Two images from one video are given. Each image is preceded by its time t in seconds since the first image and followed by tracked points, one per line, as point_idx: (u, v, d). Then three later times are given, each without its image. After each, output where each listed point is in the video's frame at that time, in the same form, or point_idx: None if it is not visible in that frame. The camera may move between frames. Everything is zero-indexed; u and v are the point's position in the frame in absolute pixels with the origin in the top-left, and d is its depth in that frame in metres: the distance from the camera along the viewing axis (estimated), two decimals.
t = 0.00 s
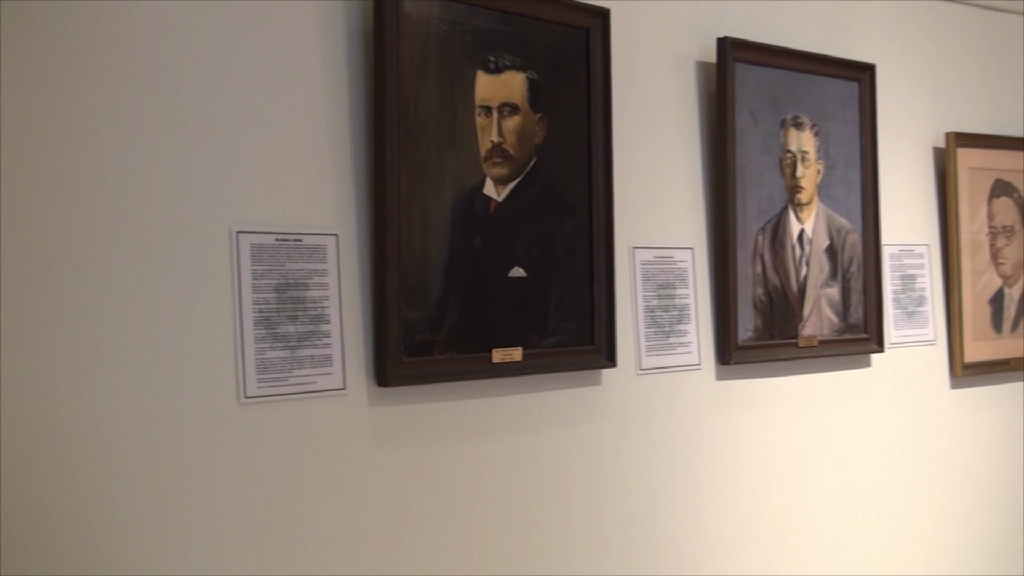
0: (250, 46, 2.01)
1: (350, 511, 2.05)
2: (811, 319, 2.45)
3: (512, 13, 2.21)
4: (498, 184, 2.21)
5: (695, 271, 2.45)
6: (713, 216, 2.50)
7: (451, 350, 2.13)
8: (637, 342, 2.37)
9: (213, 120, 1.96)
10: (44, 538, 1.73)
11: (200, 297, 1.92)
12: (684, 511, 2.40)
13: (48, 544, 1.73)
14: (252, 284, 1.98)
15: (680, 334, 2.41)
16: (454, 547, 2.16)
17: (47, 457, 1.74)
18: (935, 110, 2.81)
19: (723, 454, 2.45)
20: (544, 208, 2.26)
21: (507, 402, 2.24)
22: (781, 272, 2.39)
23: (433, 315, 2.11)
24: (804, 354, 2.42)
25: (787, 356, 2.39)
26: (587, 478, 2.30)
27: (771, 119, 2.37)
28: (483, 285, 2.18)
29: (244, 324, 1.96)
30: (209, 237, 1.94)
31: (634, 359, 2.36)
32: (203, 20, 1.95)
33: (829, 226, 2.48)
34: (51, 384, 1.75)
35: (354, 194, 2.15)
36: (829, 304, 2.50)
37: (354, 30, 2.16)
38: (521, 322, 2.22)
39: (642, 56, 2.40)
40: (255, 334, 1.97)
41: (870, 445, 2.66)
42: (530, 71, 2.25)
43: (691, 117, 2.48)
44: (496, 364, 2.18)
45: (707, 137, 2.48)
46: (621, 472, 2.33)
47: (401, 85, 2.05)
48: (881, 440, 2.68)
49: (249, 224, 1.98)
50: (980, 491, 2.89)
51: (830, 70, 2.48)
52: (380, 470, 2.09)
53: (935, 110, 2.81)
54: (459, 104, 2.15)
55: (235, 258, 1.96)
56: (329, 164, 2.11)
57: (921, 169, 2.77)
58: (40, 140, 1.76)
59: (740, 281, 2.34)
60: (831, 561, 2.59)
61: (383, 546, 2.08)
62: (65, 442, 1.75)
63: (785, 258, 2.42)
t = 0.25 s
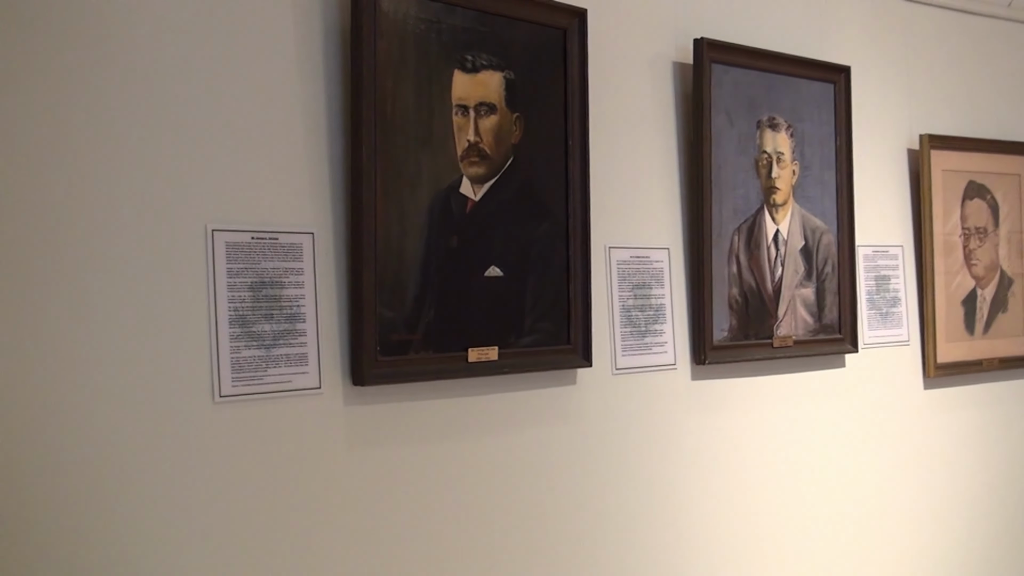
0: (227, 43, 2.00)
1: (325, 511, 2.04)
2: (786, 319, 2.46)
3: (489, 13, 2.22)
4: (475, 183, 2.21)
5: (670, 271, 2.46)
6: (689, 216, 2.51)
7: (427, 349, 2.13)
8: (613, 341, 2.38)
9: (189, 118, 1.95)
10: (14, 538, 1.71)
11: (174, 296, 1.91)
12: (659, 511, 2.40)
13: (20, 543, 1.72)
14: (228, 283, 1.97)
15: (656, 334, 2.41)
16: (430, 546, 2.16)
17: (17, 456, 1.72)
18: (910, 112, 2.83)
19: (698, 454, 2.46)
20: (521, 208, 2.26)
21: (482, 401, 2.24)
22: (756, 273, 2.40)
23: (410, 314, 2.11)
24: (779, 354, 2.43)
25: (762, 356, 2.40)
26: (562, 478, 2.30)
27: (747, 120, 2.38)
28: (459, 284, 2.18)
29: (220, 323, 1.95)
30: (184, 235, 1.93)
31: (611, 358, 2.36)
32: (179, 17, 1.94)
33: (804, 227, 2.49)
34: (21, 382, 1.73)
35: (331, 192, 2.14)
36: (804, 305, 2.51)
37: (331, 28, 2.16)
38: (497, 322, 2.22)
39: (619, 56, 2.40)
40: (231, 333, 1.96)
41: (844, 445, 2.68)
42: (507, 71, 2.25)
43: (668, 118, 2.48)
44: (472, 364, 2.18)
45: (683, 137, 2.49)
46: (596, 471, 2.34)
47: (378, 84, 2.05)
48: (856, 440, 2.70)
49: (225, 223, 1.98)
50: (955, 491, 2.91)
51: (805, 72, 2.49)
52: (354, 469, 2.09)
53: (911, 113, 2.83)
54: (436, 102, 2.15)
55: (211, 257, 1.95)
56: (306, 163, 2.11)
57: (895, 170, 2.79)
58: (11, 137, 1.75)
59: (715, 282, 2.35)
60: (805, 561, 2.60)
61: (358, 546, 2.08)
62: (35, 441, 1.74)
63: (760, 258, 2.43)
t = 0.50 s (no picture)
0: (203, 40, 1.99)
1: (300, 510, 2.04)
2: (763, 319, 2.47)
3: (468, 12, 2.21)
4: (453, 182, 2.20)
5: (648, 271, 2.46)
6: (668, 216, 2.52)
7: (404, 348, 2.12)
8: (590, 341, 2.38)
9: (165, 114, 1.94)
10: None
11: (149, 294, 1.90)
12: (636, 510, 2.40)
13: None
14: (204, 280, 1.96)
15: (634, 333, 2.42)
16: (406, 545, 2.15)
17: None
18: (887, 114, 2.85)
19: (675, 453, 2.46)
20: (500, 207, 2.26)
21: (459, 400, 2.24)
22: (734, 273, 2.41)
23: (387, 313, 2.11)
24: (756, 354, 2.44)
25: (739, 356, 2.41)
26: (539, 477, 2.30)
27: (725, 121, 2.39)
28: (437, 283, 2.17)
29: (196, 321, 1.94)
30: (160, 232, 1.92)
31: (589, 358, 2.37)
32: (156, 12, 1.93)
33: (782, 228, 2.51)
34: None
35: (309, 190, 2.13)
36: (781, 305, 2.52)
37: (310, 24, 2.15)
38: (474, 320, 2.22)
39: (599, 56, 2.41)
40: (207, 330, 1.95)
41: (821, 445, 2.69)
42: (486, 70, 2.25)
43: (646, 118, 2.49)
44: (450, 363, 2.18)
45: (661, 138, 2.50)
46: (573, 470, 2.34)
47: (357, 82, 2.04)
48: (833, 440, 2.71)
49: (202, 220, 1.97)
50: (931, 491, 2.93)
51: (784, 73, 2.50)
52: (330, 468, 2.08)
53: (888, 115, 2.85)
54: (414, 101, 2.15)
55: (188, 254, 1.94)
56: (284, 160, 2.10)
57: (872, 172, 2.80)
58: None
59: (693, 281, 2.36)
60: (782, 560, 2.61)
61: (334, 545, 2.07)
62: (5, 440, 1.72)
63: (738, 258, 2.44)
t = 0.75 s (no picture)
0: (181, 38, 1.98)
1: (277, 511, 2.03)
2: (742, 320, 2.48)
3: (449, 12, 2.21)
4: (433, 182, 2.20)
5: (627, 272, 2.47)
6: (647, 217, 2.52)
7: (382, 348, 2.12)
8: (569, 341, 2.38)
9: (143, 112, 1.93)
10: None
11: (125, 293, 1.89)
12: (613, 510, 2.41)
13: None
14: (182, 280, 1.95)
15: (613, 334, 2.43)
16: (384, 546, 2.15)
17: None
18: (866, 116, 2.87)
19: (652, 453, 2.47)
20: (479, 207, 2.27)
21: (437, 400, 2.24)
22: (713, 274, 2.42)
23: (366, 313, 2.10)
24: (735, 354, 2.45)
25: (717, 356, 2.42)
26: (517, 477, 2.30)
27: (704, 122, 2.40)
28: (415, 283, 2.17)
29: (174, 320, 1.93)
30: (136, 231, 1.91)
31: (568, 358, 2.37)
32: (134, 10, 1.93)
33: (761, 229, 2.52)
34: None
35: (288, 189, 2.12)
36: (760, 306, 2.53)
37: (290, 23, 2.14)
38: (453, 320, 2.22)
39: (579, 57, 2.41)
40: (185, 330, 1.95)
41: (799, 445, 2.70)
42: (466, 70, 2.25)
43: (626, 119, 2.50)
44: (429, 363, 2.18)
45: (641, 139, 2.51)
46: (550, 470, 2.34)
47: (336, 81, 2.04)
48: (811, 440, 2.72)
49: (180, 219, 1.96)
50: (909, 491, 2.95)
51: (763, 75, 2.51)
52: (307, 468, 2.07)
53: (867, 117, 2.87)
54: (393, 100, 2.15)
55: (166, 253, 1.94)
56: (262, 159, 2.09)
57: (850, 174, 2.82)
58: None
59: (671, 282, 2.36)
60: (761, 559, 2.62)
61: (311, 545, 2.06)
62: None
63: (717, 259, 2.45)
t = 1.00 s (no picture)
0: (158, 37, 1.97)
1: (253, 512, 2.02)
2: (719, 321, 2.49)
3: (428, 12, 2.21)
4: (412, 182, 2.20)
5: (605, 272, 2.48)
6: (626, 218, 2.53)
7: (360, 348, 2.12)
8: (547, 342, 2.39)
9: (120, 111, 1.92)
10: None
11: (101, 293, 1.88)
12: (589, 511, 2.41)
13: None
14: (159, 279, 1.94)
15: (591, 335, 2.43)
16: (360, 546, 2.15)
17: None
18: (844, 119, 2.88)
19: (629, 454, 2.47)
20: (458, 207, 2.26)
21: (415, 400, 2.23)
22: (691, 275, 2.43)
23: (344, 313, 2.10)
24: (712, 355, 2.46)
25: (694, 357, 2.43)
26: (493, 477, 2.30)
27: (683, 124, 2.41)
28: (393, 283, 2.17)
29: (150, 320, 1.92)
30: (112, 230, 1.90)
31: (546, 359, 2.37)
32: (111, 8, 1.92)
33: (738, 231, 2.53)
34: None
35: (267, 188, 2.11)
36: (737, 307, 2.54)
37: (270, 21, 2.13)
38: (430, 321, 2.22)
39: (559, 58, 2.41)
40: (162, 330, 1.94)
41: (776, 446, 2.71)
42: (445, 70, 2.25)
43: (605, 121, 2.50)
44: (407, 363, 2.18)
45: (619, 140, 2.51)
46: (528, 471, 2.34)
47: (315, 81, 2.04)
48: (788, 441, 2.74)
49: (157, 218, 1.95)
50: (885, 492, 2.96)
51: (741, 77, 2.53)
52: (283, 469, 2.06)
53: (845, 120, 2.89)
54: (372, 100, 2.14)
55: (142, 252, 1.93)
56: (241, 159, 2.08)
57: (827, 177, 2.83)
58: None
59: (650, 283, 2.37)
60: (738, 560, 2.63)
61: (287, 546, 2.06)
62: None
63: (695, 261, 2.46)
